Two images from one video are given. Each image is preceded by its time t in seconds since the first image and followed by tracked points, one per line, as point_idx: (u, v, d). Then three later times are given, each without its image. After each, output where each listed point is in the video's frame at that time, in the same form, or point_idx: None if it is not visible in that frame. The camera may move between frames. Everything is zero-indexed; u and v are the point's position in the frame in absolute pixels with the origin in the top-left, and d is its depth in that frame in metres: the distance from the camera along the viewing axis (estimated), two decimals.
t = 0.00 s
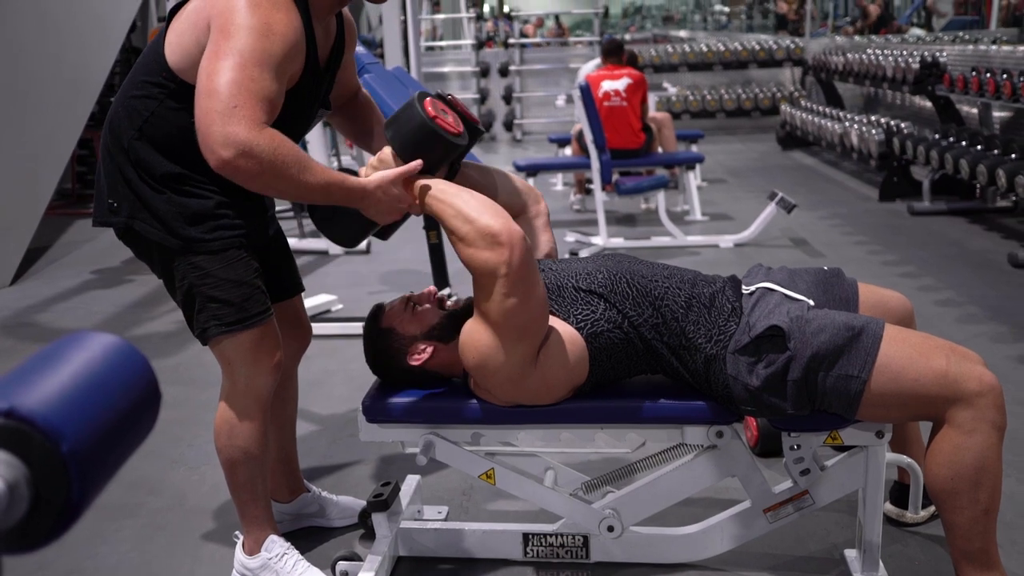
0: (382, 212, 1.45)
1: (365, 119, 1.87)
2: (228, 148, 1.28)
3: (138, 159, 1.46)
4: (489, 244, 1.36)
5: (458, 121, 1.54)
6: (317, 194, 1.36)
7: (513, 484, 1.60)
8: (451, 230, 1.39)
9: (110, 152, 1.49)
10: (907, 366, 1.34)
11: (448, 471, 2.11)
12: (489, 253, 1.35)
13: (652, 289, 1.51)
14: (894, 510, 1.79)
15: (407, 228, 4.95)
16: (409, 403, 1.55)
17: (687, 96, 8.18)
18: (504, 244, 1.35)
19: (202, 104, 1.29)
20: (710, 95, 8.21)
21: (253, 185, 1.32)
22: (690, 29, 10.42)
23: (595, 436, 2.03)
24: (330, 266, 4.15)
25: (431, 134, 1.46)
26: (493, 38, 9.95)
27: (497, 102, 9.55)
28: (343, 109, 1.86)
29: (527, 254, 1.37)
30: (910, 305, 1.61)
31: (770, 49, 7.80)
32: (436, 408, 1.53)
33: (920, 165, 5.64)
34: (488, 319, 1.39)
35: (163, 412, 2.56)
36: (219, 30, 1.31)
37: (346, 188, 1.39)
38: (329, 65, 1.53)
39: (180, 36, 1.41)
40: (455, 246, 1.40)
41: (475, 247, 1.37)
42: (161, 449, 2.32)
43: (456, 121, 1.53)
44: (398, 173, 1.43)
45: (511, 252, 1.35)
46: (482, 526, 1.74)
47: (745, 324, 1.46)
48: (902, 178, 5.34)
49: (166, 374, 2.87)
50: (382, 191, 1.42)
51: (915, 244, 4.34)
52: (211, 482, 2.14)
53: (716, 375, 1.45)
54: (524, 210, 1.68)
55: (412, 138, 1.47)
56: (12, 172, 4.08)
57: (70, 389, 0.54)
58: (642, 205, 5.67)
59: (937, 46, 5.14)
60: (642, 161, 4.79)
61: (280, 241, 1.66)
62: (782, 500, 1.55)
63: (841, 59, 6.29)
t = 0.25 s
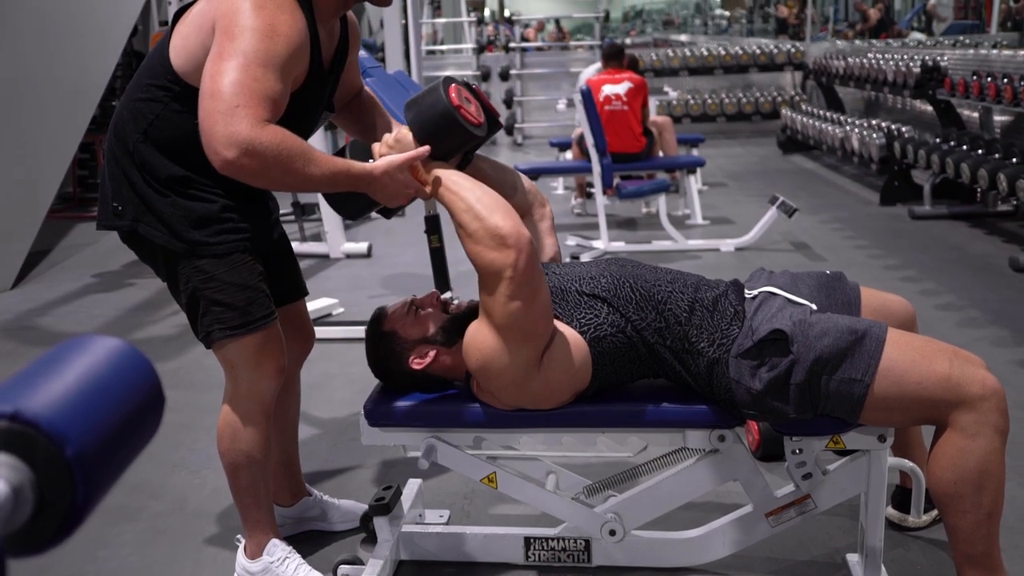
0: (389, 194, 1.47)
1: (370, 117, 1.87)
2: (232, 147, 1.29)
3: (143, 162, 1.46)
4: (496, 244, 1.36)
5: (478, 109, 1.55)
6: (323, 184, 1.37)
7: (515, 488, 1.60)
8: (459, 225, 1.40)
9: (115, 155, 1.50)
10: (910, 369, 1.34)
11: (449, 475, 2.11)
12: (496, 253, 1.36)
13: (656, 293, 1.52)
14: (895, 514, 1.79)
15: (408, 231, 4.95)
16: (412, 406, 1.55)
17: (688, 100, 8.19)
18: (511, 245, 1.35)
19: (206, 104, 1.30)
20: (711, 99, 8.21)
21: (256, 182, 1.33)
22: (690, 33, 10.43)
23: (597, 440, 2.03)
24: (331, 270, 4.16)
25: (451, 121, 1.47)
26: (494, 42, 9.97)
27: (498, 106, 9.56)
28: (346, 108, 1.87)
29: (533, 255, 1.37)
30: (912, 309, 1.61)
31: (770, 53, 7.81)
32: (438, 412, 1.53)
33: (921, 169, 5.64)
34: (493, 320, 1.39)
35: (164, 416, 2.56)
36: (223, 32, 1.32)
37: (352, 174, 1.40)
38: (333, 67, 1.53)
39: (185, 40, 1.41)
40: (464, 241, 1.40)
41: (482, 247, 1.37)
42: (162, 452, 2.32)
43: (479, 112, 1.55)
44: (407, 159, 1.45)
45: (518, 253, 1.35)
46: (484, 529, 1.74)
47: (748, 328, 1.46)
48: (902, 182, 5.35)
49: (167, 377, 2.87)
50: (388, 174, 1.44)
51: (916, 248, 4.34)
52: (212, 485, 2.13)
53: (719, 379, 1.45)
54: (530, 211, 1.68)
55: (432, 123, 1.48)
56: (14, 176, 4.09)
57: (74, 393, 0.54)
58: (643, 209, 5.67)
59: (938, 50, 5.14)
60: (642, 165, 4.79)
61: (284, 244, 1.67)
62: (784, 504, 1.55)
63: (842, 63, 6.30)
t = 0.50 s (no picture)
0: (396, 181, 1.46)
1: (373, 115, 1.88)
2: (238, 144, 1.29)
3: (147, 163, 1.46)
4: (497, 241, 1.37)
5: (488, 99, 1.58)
6: (330, 176, 1.38)
7: (515, 492, 1.60)
8: (462, 219, 1.40)
9: (119, 157, 1.50)
10: (911, 374, 1.34)
11: (449, 479, 2.11)
12: (498, 249, 1.36)
13: (658, 297, 1.51)
14: (896, 519, 1.79)
15: (408, 235, 4.96)
16: (413, 410, 1.55)
17: (688, 104, 8.20)
18: (512, 242, 1.36)
19: (211, 102, 1.30)
20: (711, 103, 8.22)
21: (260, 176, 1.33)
22: (691, 37, 10.44)
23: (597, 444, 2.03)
24: (331, 274, 4.16)
25: (465, 113, 1.49)
26: (494, 46, 9.98)
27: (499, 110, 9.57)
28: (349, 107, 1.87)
29: (532, 252, 1.38)
30: (913, 314, 1.61)
31: (771, 58, 7.82)
32: (439, 416, 1.53)
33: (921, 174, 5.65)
34: (492, 321, 1.39)
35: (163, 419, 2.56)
36: (228, 31, 1.32)
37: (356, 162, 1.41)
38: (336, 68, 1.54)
39: (189, 41, 1.42)
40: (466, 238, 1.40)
41: (484, 244, 1.38)
42: (162, 456, 2.32)
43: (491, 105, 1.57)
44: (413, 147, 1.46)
45: (519, 249, 1.36)
46: (484, 533, 1.74)
47: (749, 332, 1.46)
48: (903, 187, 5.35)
49: (167, 381, 2.87)
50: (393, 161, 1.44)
51: (916, 252, 4.34)
52: (211, 489, 2.13)
53: (720, 383, 1.45)
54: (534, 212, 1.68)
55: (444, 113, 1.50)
56: (14, 179, 4.09)
57: (75, 397, 0.54)
58: (644, 213, 5.67)
59: (938, 55, 5.14)
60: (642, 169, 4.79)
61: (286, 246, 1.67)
62: (785, 509, 1.55)
63: (842, 68, 6.31)
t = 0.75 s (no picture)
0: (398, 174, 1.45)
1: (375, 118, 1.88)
2: (240, 146, 1.30)
3: (150, 166, 1.47)
4: (495, 245, 1.37)
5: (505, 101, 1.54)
6: (332, 173, 1.38)
7: (515, 497, 1.60)
8: (463, 220, 1.41)
9: (122, 159, 1.50)
10: (909, 378, 1.34)
11: (449, 484, 2.11)
12: (495, 254, 1.36)
13: (656, 302, 1.52)
14: (896, 524, 1.79)
15: (408, 240, 4.96)
16: (412, 414, 1.55)
17: (688, 109, 8.21)
18: (509, 246, 1.36)
19: (214, 105, 1.30)
20: (711, 108, 8.23)
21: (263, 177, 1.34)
22: (691, 42, 10.46)
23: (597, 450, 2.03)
24: (331, 278, 4.16)
25: (482, 112, 1.46)
26: (495, 50, 9.99)
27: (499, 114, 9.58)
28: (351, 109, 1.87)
29: (529, 256, 1.38)
30: (912, 319, 1.61)
31: (770, 63, 7.83)
32: (439, 420, 1.53)
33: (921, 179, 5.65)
34: (489, 325, 1.39)
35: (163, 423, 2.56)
36: (231, 34, 1.33)
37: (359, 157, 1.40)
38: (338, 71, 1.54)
39: (192, 44, 1.42)
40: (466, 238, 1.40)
41: (482, 248, 1.38)
42: (162, 460, 2.32)
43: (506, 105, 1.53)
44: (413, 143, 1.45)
45: (515, 254, 1.36)
46: (483, 538, 1.74)
47: (747, 336, 1.46)
48: (902, 192, 5.35)
49: (167, 384, 2.88)
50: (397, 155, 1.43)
51: (916, 257, 4.34)
52: (211, 493, 2.13)
53: (719, 387, 1.45)
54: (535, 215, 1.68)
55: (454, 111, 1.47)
56: (15, 183, 4.09)
57: (76, 401, 0.55)
58: (644, 218, 5.67)
59: (938, 60, 5.15)
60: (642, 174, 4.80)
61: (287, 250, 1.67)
62: (785, 514, 1.54)
63: (842, 73, 6.32)
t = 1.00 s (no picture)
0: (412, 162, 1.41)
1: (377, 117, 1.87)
2: (250, 146, 1.30)
3: (156, 165, 1.47)
4: (501, 245, 1.37)
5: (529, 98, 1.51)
6: (341, 166, 1.37)
7: (516, 496, 1.60)
8: (473, 217, 1.41)
9: (127, 157, 1.50)
10: (911, 379, 1.34)
11: (451, 484, 2.12)
12: (502, 253, 1.36)
13: (660, 302, 1.52)
14: (898, 524, 1.78)
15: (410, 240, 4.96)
16: (415, 413, 1.55)
17: (690, 109, 8.21)
18: (514, 247, 1.36)
19: (223, 105, 1.31)
20: (714, 108, 8.23)
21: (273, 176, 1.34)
22: (694, 42, 10.45)
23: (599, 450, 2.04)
24: (333, 278, 4.17)
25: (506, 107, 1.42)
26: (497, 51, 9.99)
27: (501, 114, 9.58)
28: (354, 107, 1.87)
29: (534, 257, 1.38)
30: (916, 320, 1.61)
31: (773, 63, 7.83)
32: (442, 420, 1.53)
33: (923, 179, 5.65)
34: (493, 326, 1.40)
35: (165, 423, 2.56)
36: (237, 33, 1.33)
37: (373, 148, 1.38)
38: (343, 68, 1.54)
39: (197, 45, 1.42)
40: (473, 236, 1.40)
41: (488, 248, 1.37)
42: (164, 459, 2.32)
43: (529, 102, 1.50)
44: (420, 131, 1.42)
45: (521, 255, 1.36)
46: (485, 538, 1.74)
47: (750, 336, 1.46)
48: (905, 193, 5.35)
49: (169, 384, 2.88)
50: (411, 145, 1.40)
51: (918, 258, 4.34)
52: (212, 492, 2.14)
53: (721, 388, 1.45)
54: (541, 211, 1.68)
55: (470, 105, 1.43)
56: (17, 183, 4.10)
57: (78, 400, 0.55)
58: (646, 218, 5.67)
59: (940, 60, 5.15)
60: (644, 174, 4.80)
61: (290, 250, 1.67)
62: (787, 514, 1.54)
63: (844, 74, 6.31)
